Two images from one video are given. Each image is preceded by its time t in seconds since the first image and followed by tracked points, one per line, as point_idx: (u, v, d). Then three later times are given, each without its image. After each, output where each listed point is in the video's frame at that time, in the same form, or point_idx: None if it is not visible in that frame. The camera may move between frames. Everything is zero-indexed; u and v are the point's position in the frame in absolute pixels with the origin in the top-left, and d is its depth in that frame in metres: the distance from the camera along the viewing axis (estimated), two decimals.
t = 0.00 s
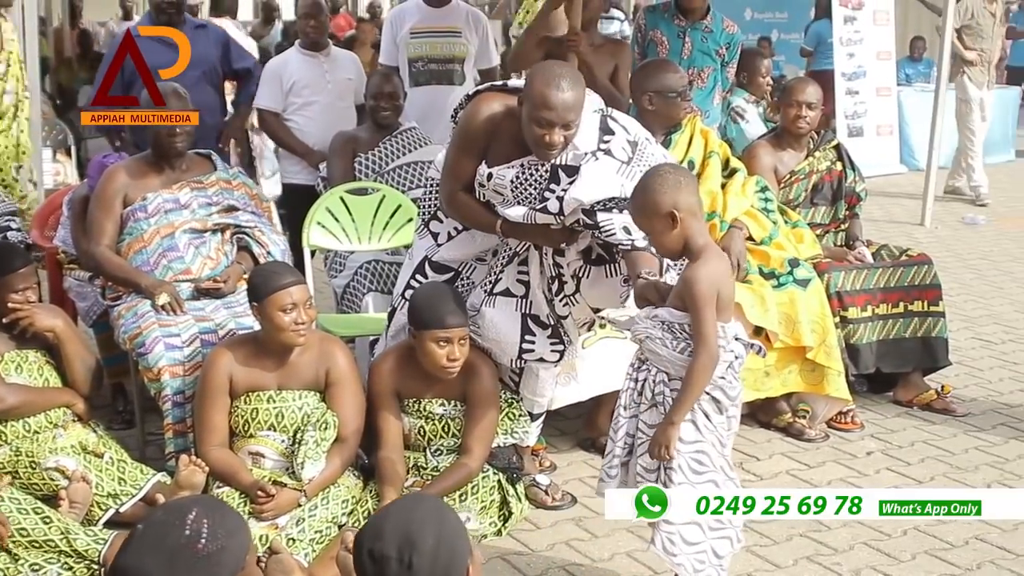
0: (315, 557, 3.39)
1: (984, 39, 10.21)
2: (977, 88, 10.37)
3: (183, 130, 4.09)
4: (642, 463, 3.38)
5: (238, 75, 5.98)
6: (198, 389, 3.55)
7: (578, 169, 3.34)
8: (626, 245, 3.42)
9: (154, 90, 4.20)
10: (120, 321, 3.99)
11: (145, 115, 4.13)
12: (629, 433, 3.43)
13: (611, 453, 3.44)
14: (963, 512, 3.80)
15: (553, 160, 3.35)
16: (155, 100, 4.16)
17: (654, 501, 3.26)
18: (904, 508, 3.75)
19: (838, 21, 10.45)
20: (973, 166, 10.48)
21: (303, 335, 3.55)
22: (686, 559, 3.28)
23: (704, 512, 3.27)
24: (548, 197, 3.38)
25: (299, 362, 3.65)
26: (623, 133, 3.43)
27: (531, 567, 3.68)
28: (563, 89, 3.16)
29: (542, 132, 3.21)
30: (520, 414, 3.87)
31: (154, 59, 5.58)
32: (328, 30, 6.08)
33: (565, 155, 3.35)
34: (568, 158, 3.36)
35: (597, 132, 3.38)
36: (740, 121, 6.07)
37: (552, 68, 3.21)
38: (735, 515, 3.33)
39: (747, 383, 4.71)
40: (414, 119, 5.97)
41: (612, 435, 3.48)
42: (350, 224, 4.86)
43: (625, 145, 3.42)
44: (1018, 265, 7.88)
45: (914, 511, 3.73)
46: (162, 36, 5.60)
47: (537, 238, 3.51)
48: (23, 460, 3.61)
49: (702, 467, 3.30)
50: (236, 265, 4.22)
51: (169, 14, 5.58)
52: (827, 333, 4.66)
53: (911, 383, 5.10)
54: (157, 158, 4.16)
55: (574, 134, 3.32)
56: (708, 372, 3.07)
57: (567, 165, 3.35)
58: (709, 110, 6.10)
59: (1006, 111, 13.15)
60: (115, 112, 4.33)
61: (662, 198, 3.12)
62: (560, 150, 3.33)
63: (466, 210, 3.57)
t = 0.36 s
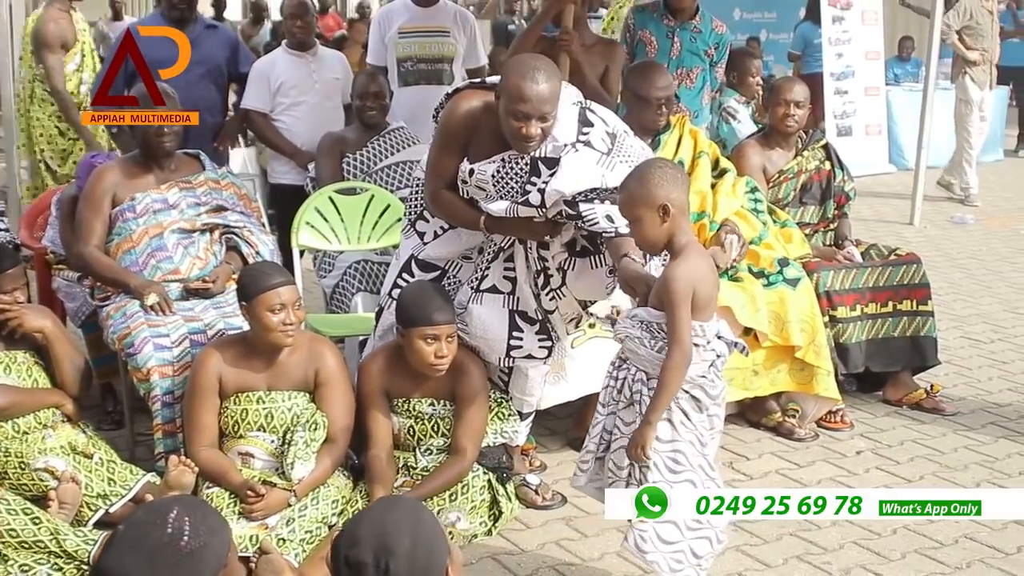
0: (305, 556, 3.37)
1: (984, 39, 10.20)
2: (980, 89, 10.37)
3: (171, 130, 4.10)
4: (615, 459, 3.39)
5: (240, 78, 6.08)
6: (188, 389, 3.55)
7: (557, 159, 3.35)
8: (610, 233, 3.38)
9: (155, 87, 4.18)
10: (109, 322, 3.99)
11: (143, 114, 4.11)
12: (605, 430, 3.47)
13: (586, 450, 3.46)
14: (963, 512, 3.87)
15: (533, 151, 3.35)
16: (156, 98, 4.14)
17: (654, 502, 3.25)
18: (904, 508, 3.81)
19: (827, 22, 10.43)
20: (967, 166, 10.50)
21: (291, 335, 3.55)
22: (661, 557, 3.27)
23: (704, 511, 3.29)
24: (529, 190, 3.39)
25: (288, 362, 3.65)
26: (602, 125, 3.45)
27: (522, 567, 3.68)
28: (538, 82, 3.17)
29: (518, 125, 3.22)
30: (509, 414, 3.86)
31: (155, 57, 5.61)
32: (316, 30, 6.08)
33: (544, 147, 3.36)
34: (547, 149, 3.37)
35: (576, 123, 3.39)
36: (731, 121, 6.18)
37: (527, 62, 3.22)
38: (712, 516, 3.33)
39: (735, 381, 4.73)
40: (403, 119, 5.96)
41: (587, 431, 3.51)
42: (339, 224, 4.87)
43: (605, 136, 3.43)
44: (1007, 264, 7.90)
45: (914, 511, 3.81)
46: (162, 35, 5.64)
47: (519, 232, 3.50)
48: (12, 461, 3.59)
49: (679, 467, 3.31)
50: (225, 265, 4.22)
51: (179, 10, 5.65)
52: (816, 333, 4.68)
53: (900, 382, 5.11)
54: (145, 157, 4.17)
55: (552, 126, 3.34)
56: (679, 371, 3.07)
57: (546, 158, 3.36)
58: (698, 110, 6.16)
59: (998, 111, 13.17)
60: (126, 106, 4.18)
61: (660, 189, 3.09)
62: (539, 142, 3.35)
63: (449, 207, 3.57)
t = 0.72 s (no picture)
0: (300, 555, 3.36)
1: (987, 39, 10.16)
2: (985, 89, 10.38)
3: (168, 128, 4.09)
4: (631, 464, 3.35)
5: (240, 73, 6.12)
6: (185, 388, 3.54)
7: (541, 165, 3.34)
8: (592, 247, 3.43)
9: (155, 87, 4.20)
10: (106, 320, 3.99)
11: (144, 114, 4.11)
12: (617, 436, 3.40)
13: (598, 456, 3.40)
14: (963, 512, 3.81)
15: (519, 156, 3.34)
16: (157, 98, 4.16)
17: (654, 502, 3.25)
18: (904, 508, 3.72)
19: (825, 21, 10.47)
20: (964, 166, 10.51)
21: (287, 335, 3.54)
22: (673, 559, 3.28)
23: (704, 512, 3.28)
24: (515, 195, 3.38)
25: (286, 361, 3.63)
26: (589, 133, 3.42)
27: (518, 565, 3.68)
28: (529, 84, 3.17)
29: (507, 127, 3.22)
30: (506, 413, 3.85)
31: (157, 59, 5.63)
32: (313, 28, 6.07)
33: (531, 152, 3.35)
34: (535, 155, 3.35)
35: (565, 130, 3.37)
36: (728, 122, 6.23)
37: (518, 65, 3.23)
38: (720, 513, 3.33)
39: (733, 380, 4.74)
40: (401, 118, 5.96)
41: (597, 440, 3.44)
42: (336, 223, 4.86)
43: (591, 144, 3.40)
44: (1004, 264, 7.90)
45: (914, 511, 3.71)
46: (162, 36, 5.65)
47: (504, 233, 3.51)
48: (8, 459, 3.56)
49: (691, 468, 3.29)
50: (222, 263, 4.22)
51: (176, 10, 5.66)
52: (813, 332, 4.67)
53: (897, 382, 5.11)
54: (143, 155, 4.15)
55: (540, 131, 3.32)
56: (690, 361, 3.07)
57: (532, 163, 3.35)
58: (698, 110, 6.15)
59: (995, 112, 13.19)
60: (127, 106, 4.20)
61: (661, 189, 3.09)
62: (526, 147, 3.33)
63: (439, 208, 3.57)
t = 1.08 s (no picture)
0: (295, 554, 3.36)
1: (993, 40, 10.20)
2: (986, 91, 10.31)
3: (162, 127, 4.09)
4: (621, 462, 3.35)
5: (229, 69, 6.12)
6: (179, 387, 3.55)
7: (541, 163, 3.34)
8: (597, 234, 3.37)
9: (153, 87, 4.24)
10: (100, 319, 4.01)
11: (143, 114, 4.13)
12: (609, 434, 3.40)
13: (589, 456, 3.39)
14: (962, 512, 3.78)
15: (516, 155, 3.34)
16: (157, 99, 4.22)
17: (655, 502, 3.24)
18: (904, 508, 3.74)
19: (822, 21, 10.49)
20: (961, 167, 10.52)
21: (281, 335, 3.54)
22: (669, 558, 3.28)
23: (704, 511, 3.29)
24: (515, 193, 3.36)
25: (280, 361, 3.63)
26: (586, 128, 3.44)
27: (512, 565, 3.68)
28: (523, 84, 3.20)
29: (503, 127, 3.24)
30: (500, 412, 3.86)
31: (156, 58, 5.65)
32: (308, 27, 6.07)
33: (529, 150, 3.35)
34: (532, 153, 3.36)
35: (561, 126, 3.39)
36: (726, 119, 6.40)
37: (511, 65, 3.25)
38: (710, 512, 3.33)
39: (727, 380, 4.75)
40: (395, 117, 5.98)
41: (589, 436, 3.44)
42: (331, 222, 4.86)
43: (588, 138, 3.42)
44: (998, 264, 7.92)
45: (914, 511, 3.72)
46: (160, 36, 5.67)
47: (506, 232, 3.48)
48: (3, 457, 3.57)
49: (684, 466, 3.30)
50: (216, 262, 4.23)
51: (159, 11, 5.65)
52: (808, 332, 4.67)
53: (891, 381, 5.12)
54: (136, 154, 4.15)
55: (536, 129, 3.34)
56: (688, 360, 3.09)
57: (531, 161, 3.35)
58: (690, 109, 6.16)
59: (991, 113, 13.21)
60: (125, 106, 4.19)
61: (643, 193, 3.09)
62: (524, 145, 3.34)
63: (438, 212, 3.56)
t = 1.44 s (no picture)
0: (290, 553, 3.37)
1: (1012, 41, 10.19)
2: (999, 93, 10.36)
3: (156, 126, 4.10)
4: (621, 461, 3.37)
5: (218, 67, 6.11)
6: (173, 386, 3.55)
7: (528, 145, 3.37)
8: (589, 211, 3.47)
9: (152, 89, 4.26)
10: (95, 317, 4.00)
11: (143, 114, 4.12)
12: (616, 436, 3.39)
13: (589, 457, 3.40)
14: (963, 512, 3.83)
15: (503, 138, 3.37)
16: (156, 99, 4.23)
17: (654, 502, 3.25)
18: (904, 508, 3.76)
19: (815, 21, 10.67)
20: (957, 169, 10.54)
21: (275, 334, 3.54)
22: (663, 558, 3.28)
23: (704, 512, 3.29)
24: (503, 176, 3.40)
25: (274, 360, 3.63)
26: (570, 110, 3.46)
27: (507, 565, 3.68)
28: (502, 64, 3.22)
29: (484, 108, 3.27)
30: (494, 410, 3.81)
31: (152, 59, 5.67)
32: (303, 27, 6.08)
33: (515, 133, 3.38)
34: (518, 135, 3.38)
35: (545, 108, 3.41)
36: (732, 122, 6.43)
37: (491, 46, 3.28)
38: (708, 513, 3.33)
39: (721, 380, 4.75)
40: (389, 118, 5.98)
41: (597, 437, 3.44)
42: (325, 222, 4.86)
43: (574, 119, 3.45)
44: (991, 265, 7.94)
45: (914, 511, 3.76)
46: (159, 36, 5.72)
47: (500, 219, 3.49)
48: None
49: (680, 468, 3.31)
50: (211, 261, 4.21)
51: (143, 11, 5.67)
52: (803, 333, 4.68)
53: (885, 382, 5.12)
54: (130, 153, 4.16)
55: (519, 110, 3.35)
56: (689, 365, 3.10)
57: (518, 144, 3.37)
58: (686, 110, 6.14)
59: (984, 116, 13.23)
60: (123, 107, 4.17)
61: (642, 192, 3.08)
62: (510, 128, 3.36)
63: (419, 200, 3.56)
